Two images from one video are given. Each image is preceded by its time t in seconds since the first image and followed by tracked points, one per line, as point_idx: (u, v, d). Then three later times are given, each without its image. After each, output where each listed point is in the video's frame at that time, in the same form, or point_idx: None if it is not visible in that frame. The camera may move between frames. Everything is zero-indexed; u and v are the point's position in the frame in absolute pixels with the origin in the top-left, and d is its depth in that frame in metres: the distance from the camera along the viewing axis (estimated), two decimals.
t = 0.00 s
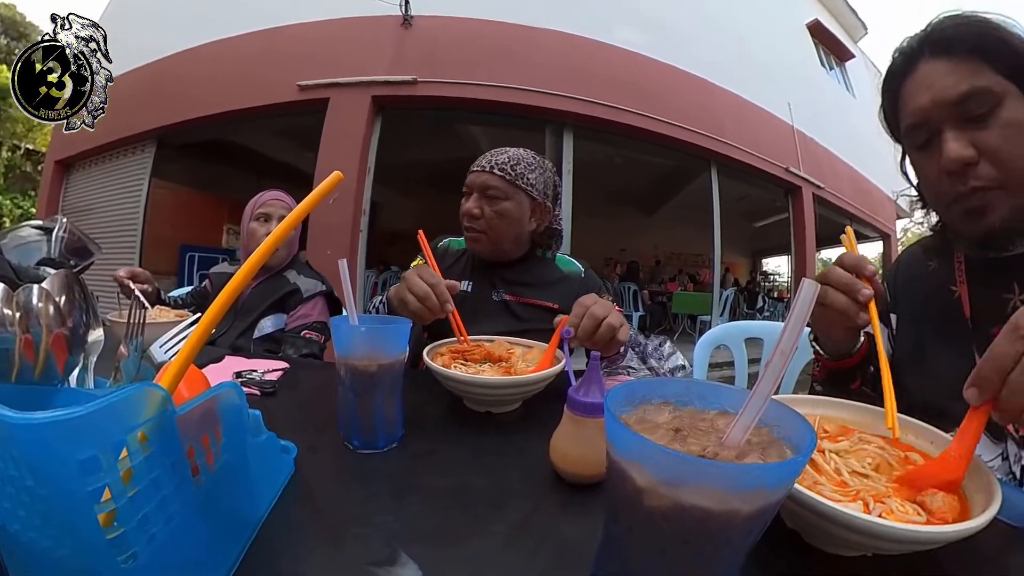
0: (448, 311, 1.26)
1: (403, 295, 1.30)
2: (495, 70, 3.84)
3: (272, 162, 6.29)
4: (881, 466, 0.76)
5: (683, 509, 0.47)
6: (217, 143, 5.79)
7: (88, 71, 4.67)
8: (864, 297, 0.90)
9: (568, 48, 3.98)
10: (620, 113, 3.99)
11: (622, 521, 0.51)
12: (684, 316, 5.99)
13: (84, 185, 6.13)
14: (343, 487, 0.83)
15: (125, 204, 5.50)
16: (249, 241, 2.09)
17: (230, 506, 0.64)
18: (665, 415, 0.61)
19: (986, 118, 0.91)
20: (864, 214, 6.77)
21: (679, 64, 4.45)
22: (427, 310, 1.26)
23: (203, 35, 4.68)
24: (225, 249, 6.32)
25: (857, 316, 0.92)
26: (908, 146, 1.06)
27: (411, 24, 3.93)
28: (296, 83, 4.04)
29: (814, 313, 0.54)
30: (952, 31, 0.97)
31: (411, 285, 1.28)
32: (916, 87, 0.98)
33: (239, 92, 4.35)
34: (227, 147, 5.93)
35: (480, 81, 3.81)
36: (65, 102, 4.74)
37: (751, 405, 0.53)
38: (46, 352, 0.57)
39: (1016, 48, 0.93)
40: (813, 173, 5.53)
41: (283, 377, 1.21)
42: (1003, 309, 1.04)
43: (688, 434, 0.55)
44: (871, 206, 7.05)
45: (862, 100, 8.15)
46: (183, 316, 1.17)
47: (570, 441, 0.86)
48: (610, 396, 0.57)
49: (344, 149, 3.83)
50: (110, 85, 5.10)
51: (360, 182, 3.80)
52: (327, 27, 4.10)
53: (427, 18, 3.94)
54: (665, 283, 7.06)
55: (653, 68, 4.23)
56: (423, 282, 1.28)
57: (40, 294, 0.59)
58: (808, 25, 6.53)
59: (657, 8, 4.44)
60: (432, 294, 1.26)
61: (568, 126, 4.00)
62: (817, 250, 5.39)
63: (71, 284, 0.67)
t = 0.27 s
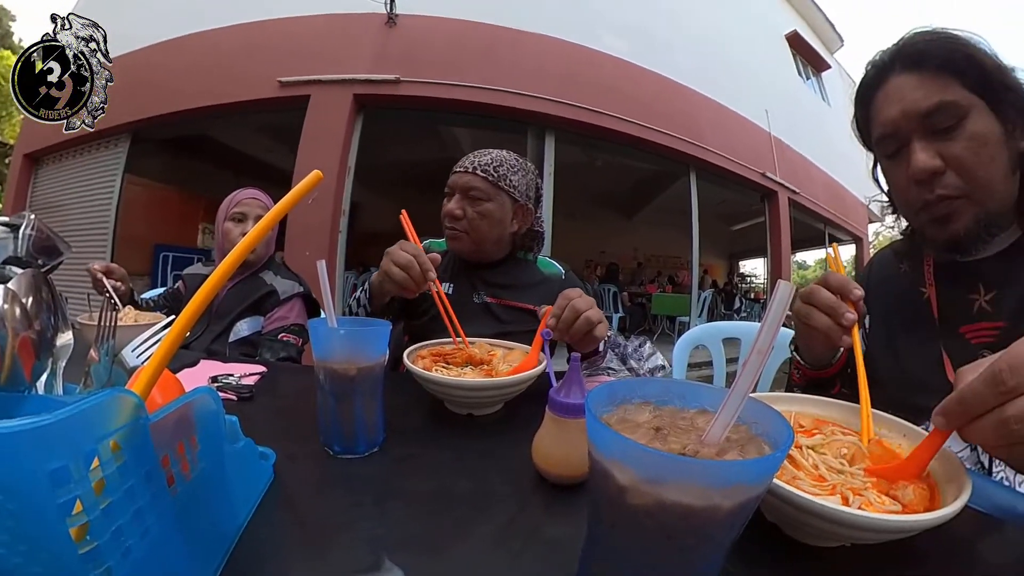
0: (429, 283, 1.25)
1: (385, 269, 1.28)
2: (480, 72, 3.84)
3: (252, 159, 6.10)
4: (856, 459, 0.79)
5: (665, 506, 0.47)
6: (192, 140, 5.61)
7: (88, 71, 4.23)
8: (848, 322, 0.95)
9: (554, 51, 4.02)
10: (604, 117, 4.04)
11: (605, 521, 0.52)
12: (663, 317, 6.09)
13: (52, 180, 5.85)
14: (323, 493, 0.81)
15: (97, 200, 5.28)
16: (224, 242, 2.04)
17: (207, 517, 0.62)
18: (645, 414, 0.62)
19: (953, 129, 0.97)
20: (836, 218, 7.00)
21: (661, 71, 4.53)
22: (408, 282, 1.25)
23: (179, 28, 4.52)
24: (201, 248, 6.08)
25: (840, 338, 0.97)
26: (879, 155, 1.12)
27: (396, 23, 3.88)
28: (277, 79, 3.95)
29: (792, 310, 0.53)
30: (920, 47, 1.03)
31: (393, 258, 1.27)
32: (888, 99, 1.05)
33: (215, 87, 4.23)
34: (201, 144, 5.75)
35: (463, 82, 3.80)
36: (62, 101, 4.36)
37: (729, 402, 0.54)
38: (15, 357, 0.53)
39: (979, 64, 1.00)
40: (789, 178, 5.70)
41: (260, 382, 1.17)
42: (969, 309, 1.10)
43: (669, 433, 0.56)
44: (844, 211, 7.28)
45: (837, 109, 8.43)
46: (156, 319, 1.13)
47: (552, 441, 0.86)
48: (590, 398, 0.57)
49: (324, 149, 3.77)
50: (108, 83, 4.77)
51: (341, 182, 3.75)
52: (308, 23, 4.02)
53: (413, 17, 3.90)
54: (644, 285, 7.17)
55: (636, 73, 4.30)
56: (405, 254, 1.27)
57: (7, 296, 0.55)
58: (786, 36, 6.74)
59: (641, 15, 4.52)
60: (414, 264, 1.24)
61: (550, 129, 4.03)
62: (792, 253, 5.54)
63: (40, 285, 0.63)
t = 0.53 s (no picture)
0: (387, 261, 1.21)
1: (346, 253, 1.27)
2: (464, 74, 3.82)
3: (236, 159, 5.87)
4: (833, 453, 0.82)
5: (647, 505, 0.48)
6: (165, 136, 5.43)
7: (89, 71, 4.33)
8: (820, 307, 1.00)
9: (538, 54, 4.05)
10: (585, 121, 4.08)
11: (589, 521, 0.52)
12: (642, 318, 6.17)
13: (19, 174, 5.57)
14: (303, 499, 0.79)
15: (67, 195, 5.05)
16: (197, 241, 1.98)
17: (184, 527, 0.59)
18: (626, 414, 0.62)
19: (926, 140, 1.02)
20: (812, 222, 7.19)
21: (643, 76, 4.61)
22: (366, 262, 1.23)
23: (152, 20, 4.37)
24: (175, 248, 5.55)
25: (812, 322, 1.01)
26: (853, 162, 1.17)
27: (380, 20, 3.83)
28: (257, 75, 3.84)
29: (767, 313, 0.56)
30: (897, 59, 1.08)
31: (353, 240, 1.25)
32: (863, 109, 1.09)
33: (188, 81, 4.10)
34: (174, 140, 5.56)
35: (445, 83, 3.77)
36: (63, 99, 4.44)
37: (708, 400, 0.55)
38: None
39: (951, 79, 1.05)
40: (765, 183, 5.86)
41: (237, 387, 1.14)
42: (939, 309, 1.14)
43: (650, 432, 0.57)
44: (818, 215, 7.49)
45: (814, 117, 8.68)
46: (128, 320, 1.09)
47: (534, 442, 0.86)
48: (571, 399, 0.57)
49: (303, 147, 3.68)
50: (109, 84, 4.55)
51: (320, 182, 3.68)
52: (288, 18, 3.93)
53: (398, 15, 3.85)
54: (625, 286, 7.25)
55: (618, 79, 4.36)
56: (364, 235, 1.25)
57: None
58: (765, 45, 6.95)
59: (624, 21, 4.59)
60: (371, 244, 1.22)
61: (531, 132, 4.04)
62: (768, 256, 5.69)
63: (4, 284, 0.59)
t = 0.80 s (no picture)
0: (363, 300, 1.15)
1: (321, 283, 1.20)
2: (449, 74, 3.79)
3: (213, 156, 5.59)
4: (809, 448, 0.84)
5: (628, 503, 0.48)
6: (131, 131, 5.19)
7: (89, 71, 3.90)
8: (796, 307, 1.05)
9: (522, 57, 4.07)
10: (566, 124, 4.13)
11: (572, 521, 0.52)
12: (620, 320, 6.24)
13: None
14: (281, 507, 0.76)
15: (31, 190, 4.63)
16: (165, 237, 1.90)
17: (157, 540, 0.57)
18: (606, 415, 0.63)
19: (898, 146, 1.07)
20: (786, 227, 7.41)
21: (626, 82, 4.69)
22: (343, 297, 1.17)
23: (119, 8, 4.15)
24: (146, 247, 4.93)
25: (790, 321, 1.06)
26: (828, 167, 1.22)
27: (364, 18, 3.74)
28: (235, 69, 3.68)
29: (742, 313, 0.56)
30: (872, 70, 1.13)
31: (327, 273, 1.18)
32: (841, 115, 1.15)
33: (156, 73, 3.92)
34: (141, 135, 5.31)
35: (426, 83, 3.73)
36: (62, 100, 3.97)
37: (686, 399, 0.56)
38: None
39: (925, 89, 1.10)
40: (741, 188, 6.02)
41: (211, 393, 1.10)
42: (907, 309, 1.19)
43: (629, 432, 0.57)
44: (792, 219, 7.72)
45: (789, 125, 8.96)
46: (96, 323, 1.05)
47: (514, 445, 0.86)
48: (551, 400, 0.58)
49: (277, 145, 3.59)
50: (110, 85, 4.09)
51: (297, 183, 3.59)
52: (266, 11, 3.81)
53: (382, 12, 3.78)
54: (603, 288, 7.31)
55: (600, 84, 4.43)
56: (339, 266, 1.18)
57: None
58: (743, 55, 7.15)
59: (608, 28, 4.66)
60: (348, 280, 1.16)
61: (511, 134, 4.04)
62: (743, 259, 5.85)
63: None
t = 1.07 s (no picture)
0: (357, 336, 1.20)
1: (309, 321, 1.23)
2: (433, 74, 3.74)
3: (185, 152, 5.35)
4: (786, 447, 0.87)
5: (611, 503, 0.49)
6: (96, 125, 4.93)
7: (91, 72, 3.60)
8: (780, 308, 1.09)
9: (506, 60, 4.07)
10: (548, 127, 4.15)
11: (554, 521, 0.52)
12: (600, 321, 6.29)
13: None
14: (261, 514, 0.74)
15: None
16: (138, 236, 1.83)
17: (132, 554, 0.54)
18: (587, 415, 0.64)
19: (869, 153, 1.12)
20: (761, 229, 7.60)
21: (608, 88, 4.77)
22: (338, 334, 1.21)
23: None
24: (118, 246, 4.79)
25: (776, 322, 1.09)
26: (803, 174, 1.28)
27: (348, 14, 3.64)
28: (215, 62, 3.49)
29: (719, 314, 0.59)
30: (845, 82, 1.18)
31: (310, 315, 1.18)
32: (816, 123, 1.20)
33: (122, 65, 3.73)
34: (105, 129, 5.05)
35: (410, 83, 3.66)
36: (61, 100, 3.68)
37: (666, 400, 0.57)
38: None
39: (897, 100, 1.15)
40: (719, 193, 6.17)
41: (186, 398, 1.06)
42: (879, 309, 1.23)
43: (610, 432, 0.58)
44: (768, 222, 7.92)
45: (766, 132, 9.21)
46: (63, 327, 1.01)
47: (496, 447, 0.85)
48: (532, 402, 0.58)
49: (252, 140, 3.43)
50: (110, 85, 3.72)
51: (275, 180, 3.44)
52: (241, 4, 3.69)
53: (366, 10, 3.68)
54: (584, 290, 7.35)
55: (584, 88, 4.48)
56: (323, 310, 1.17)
57: None
58: (723, 64, 7.34)
59: (592, 33, 4.71)
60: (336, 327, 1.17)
61: (493, 135, 4.03)
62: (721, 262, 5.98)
63: None
